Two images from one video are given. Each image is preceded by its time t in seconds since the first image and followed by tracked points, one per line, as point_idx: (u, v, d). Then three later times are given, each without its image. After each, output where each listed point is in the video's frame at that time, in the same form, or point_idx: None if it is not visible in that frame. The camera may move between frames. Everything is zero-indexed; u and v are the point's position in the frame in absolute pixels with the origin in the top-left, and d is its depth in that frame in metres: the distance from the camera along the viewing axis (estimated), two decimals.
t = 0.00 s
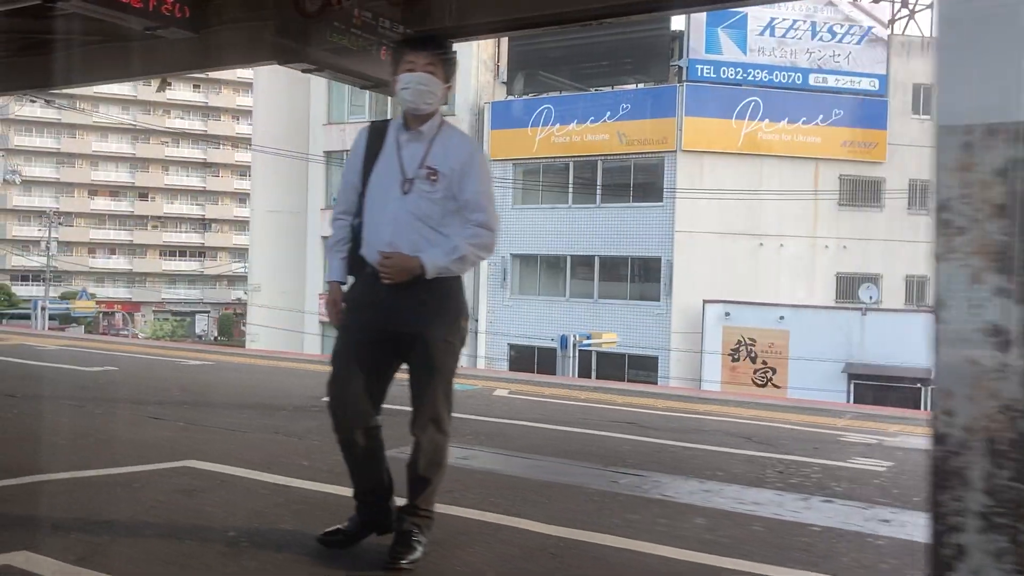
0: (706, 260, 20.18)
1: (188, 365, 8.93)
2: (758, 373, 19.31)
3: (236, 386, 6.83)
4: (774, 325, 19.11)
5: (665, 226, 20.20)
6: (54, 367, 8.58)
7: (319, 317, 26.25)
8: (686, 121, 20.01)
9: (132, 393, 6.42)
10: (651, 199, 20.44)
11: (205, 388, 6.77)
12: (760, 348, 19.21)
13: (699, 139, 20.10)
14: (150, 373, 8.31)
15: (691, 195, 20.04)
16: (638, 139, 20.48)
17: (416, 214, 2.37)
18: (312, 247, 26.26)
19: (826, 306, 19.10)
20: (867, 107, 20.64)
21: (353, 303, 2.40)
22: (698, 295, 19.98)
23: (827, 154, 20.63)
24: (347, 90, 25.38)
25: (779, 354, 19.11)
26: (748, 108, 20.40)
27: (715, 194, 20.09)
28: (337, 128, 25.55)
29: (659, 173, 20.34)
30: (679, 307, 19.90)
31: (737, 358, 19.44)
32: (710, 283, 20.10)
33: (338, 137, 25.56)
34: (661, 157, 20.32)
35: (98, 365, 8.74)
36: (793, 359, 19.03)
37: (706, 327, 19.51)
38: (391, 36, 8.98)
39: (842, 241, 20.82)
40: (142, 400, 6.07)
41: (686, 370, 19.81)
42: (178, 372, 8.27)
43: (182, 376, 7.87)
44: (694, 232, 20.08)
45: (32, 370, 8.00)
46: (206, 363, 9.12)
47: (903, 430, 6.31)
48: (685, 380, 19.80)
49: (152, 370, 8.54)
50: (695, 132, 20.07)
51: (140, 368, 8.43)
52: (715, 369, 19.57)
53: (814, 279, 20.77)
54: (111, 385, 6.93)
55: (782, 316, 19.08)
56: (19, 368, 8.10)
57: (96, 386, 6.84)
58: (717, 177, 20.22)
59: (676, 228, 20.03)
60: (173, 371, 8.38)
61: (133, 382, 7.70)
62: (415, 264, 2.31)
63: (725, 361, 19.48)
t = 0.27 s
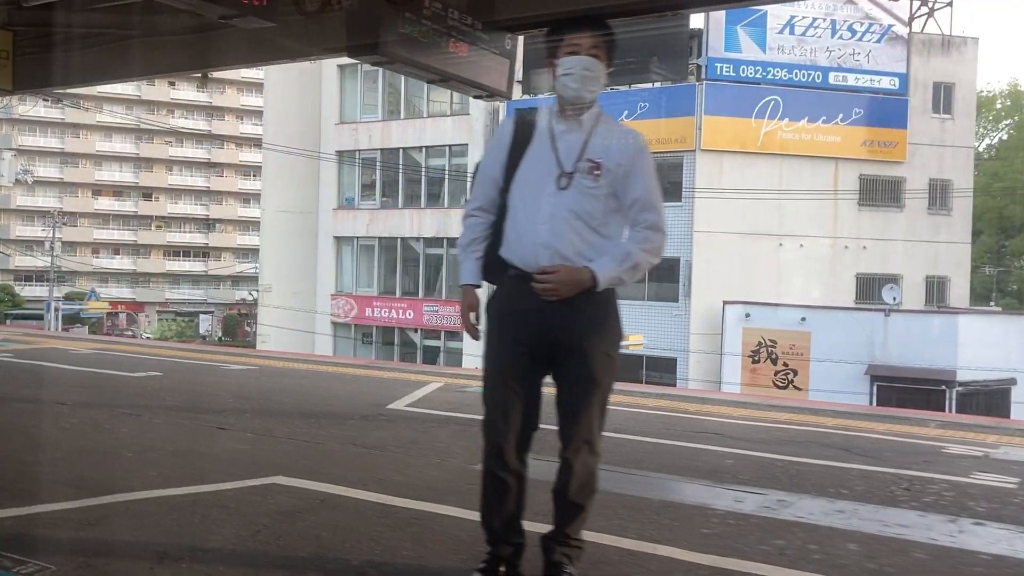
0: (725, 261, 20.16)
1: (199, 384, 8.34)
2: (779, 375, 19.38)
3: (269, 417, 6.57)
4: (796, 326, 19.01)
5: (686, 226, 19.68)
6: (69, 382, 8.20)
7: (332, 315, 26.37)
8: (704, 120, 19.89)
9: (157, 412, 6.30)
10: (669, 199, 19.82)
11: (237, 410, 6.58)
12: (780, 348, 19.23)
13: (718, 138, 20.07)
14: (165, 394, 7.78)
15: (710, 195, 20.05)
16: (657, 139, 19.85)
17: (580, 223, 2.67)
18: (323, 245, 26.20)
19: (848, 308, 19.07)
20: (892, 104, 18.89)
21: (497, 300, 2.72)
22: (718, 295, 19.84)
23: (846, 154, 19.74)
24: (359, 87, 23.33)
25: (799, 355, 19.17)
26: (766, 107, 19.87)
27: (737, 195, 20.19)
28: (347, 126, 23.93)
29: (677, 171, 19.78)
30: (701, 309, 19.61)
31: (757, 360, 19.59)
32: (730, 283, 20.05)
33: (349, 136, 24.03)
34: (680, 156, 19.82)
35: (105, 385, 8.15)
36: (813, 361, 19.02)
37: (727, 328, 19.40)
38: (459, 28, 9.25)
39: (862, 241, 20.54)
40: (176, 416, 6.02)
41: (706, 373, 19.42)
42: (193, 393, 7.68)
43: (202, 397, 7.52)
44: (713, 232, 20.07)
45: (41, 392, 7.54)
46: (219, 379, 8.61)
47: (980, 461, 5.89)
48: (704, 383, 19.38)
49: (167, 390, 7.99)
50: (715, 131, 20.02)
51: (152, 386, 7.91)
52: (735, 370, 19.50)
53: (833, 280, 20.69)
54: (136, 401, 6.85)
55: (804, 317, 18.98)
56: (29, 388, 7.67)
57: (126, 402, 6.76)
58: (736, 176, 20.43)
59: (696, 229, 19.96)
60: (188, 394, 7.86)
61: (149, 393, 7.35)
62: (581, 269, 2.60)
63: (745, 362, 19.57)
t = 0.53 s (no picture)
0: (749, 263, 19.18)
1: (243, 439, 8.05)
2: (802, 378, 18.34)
3: (335, 476, 6.81)
4: (817, 327, 18.22)
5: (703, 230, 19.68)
6: (109, 441, 8.01)
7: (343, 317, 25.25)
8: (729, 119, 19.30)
9: (234, 475, 6.79)
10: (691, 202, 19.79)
11: (313, 469, 7.02)
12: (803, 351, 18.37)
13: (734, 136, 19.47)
14: (210, 449, 7.69)
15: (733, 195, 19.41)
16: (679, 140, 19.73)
17: (753, 223, 3.27)
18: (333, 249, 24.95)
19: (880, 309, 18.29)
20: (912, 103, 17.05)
21: (672, 295, 3.36)
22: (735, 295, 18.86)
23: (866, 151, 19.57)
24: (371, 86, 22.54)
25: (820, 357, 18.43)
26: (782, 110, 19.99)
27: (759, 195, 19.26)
28: (359, 126, 23.58)
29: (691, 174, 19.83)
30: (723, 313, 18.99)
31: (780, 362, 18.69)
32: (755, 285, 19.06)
33: (361, 135, 23.67)
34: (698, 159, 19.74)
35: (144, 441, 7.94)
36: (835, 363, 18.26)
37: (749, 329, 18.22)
38: (531, 18, 10.72)
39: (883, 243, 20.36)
40: (262, 481, 6.62)
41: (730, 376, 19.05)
42: (239, 451, 7.62)
43: (252, 457, 7.48)
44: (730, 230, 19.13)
45: (87, 459, 7.27)
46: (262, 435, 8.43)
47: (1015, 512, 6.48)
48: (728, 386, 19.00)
49: (207, 445, 7.93)
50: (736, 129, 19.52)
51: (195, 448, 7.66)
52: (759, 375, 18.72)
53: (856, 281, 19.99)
54: (204, 465, 7.10)
55: (825, 318, 18.13)
56: (70, 457, 7.35)
57: (196, 467, 7.07)
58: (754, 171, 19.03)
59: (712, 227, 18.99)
60: (226, 451, 7.58)
61: (209, 454, 7.56)
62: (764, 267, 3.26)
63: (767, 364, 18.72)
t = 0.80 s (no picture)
0: (766, 262, 18.94)
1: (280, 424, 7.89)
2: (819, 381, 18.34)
3: (377, 464, 6.38)
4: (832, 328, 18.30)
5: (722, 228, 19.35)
6: (130, 428, 7.56)
7: (356, 318, 25.93)
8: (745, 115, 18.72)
9: (263, 467, 6.23)
10: (707, 200, 19.89)
11: (349, 459, 6.51)
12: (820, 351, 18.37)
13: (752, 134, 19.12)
14: (244, 434, 7.43)
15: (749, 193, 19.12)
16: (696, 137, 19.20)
17: (976, 223, 2.52)
18: (346, 246, 26.12)
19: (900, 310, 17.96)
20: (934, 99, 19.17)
21: (850, 316, 2.70)
22: (755, 298, 19.07)
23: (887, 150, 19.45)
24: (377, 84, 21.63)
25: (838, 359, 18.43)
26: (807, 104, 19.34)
27: (778, 193, 18.79)
28: (370, 125, 23.49)
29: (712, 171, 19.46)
30: (737, 312, 19.21)
31: (797, 363, 18.57)
32: (771, 283, 19.02)
33: (372, 134, 23.52)
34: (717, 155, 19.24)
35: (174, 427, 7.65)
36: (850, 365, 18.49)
37: (765, 332, 18.82)
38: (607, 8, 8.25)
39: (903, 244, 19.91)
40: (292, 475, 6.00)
41: (743, 377, 19.08)
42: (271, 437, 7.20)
43: (283, 445, 6.98)
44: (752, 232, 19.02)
45: (104, 450, 6.68)
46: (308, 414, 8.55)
47: None
48: (741, 387, 19.05)
49: (243, 427, 7.74)
50: (754, 125, 18.91)
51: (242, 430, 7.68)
52: (773, 374, 18.87)
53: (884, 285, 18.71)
54: (229, 457, 6.54)
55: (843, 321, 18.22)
56: (93, 444, 6.87)
57: (220, 458, 6.50)
58: (775, 175, 19.25)
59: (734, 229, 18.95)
60: (258, 441, 7.13)
61: (236, 442, 7.07)
62: (991, 277, 2.50)
63: (784, 366, 18.78)
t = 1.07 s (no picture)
0: (783, 262, 19.41)
1: (300, 395, 6.79)
2: (839, 381, 18.59)
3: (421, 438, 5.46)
4: (856, 330, 18.51)
5: (739, 226, 19.42)
6: (126, 405, 6.26)
7: (364, 318, 25.48)
8: (762, 115, 19.21)
9: (306, 456, 5.08)
10: (725, 198, 19.65)
11: (403, 444, 5.45)
12: (841, 353, 18.53)
13: (771, 135, 19.28)
14: (268, 408, 6.33)
15: (767, 192, 19.29)
16: (712, 137, 19.59)
17: None
18: (354, 246, 25.70)
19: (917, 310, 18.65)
20: (946, 101, 19.81)
21: None
22: (772, 297, 19.29)
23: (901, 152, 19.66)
24: (394, 87, 24.63)
25: (860, 361, 18.46)
26: (823, 104, 19.58)
27: (793, 193, 19.44)
28: (382, 125, 24.84)
29: (730, 170, 19.57)
30: (756, 312, 19.18)
31: (816, 364, 18.66)
32: (788, 283, 19.42)
33: (384, 134, 24.76)
34: (734, 154, 19.50)
35: (188, 388, 6.65)
36: (875, 367, 18.36)
37: (784, 332, 18.83)
38: None
39: (919, 243, 19.90)
40: (350, 466, 4.89)
41: (762, 378, 19.00)
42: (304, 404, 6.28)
43: (318, 425, 5.93)
44: (769, 231, 19.32)
45: (98, 434, 5.33)
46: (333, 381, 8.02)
47: None
48: (760, 388, 18.94)
49: (270, 397, 6.63)
50: (771, 125, 19.27)
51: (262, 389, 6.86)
52: (793, 376, 18.80)
53: (891, 284, 19.84)
54: (261, 440, 5.39)
55: (864, 321, 18.47)
56: (86, 424, 5.55)
57: (250, 444, 5.31)
58: (792, 176, 19.46)
59: (751, 228, 19.27)
60: (288, 411, 6.25)
61: (261, 423, 5.88)
62: None
63: (803, 368, 18.74)
